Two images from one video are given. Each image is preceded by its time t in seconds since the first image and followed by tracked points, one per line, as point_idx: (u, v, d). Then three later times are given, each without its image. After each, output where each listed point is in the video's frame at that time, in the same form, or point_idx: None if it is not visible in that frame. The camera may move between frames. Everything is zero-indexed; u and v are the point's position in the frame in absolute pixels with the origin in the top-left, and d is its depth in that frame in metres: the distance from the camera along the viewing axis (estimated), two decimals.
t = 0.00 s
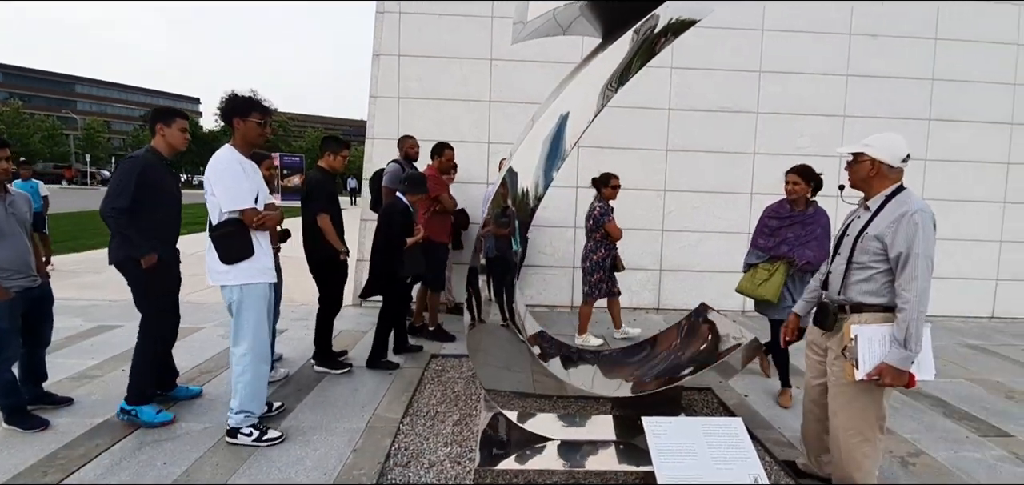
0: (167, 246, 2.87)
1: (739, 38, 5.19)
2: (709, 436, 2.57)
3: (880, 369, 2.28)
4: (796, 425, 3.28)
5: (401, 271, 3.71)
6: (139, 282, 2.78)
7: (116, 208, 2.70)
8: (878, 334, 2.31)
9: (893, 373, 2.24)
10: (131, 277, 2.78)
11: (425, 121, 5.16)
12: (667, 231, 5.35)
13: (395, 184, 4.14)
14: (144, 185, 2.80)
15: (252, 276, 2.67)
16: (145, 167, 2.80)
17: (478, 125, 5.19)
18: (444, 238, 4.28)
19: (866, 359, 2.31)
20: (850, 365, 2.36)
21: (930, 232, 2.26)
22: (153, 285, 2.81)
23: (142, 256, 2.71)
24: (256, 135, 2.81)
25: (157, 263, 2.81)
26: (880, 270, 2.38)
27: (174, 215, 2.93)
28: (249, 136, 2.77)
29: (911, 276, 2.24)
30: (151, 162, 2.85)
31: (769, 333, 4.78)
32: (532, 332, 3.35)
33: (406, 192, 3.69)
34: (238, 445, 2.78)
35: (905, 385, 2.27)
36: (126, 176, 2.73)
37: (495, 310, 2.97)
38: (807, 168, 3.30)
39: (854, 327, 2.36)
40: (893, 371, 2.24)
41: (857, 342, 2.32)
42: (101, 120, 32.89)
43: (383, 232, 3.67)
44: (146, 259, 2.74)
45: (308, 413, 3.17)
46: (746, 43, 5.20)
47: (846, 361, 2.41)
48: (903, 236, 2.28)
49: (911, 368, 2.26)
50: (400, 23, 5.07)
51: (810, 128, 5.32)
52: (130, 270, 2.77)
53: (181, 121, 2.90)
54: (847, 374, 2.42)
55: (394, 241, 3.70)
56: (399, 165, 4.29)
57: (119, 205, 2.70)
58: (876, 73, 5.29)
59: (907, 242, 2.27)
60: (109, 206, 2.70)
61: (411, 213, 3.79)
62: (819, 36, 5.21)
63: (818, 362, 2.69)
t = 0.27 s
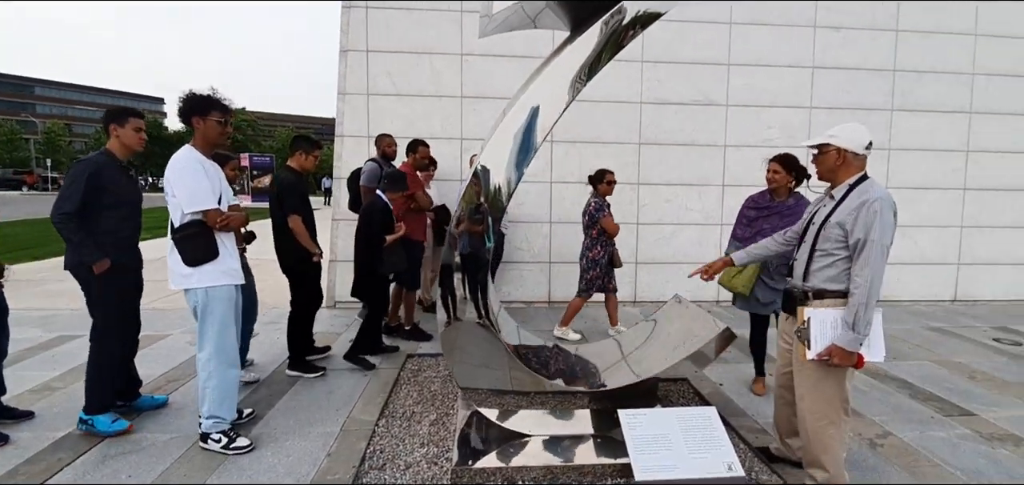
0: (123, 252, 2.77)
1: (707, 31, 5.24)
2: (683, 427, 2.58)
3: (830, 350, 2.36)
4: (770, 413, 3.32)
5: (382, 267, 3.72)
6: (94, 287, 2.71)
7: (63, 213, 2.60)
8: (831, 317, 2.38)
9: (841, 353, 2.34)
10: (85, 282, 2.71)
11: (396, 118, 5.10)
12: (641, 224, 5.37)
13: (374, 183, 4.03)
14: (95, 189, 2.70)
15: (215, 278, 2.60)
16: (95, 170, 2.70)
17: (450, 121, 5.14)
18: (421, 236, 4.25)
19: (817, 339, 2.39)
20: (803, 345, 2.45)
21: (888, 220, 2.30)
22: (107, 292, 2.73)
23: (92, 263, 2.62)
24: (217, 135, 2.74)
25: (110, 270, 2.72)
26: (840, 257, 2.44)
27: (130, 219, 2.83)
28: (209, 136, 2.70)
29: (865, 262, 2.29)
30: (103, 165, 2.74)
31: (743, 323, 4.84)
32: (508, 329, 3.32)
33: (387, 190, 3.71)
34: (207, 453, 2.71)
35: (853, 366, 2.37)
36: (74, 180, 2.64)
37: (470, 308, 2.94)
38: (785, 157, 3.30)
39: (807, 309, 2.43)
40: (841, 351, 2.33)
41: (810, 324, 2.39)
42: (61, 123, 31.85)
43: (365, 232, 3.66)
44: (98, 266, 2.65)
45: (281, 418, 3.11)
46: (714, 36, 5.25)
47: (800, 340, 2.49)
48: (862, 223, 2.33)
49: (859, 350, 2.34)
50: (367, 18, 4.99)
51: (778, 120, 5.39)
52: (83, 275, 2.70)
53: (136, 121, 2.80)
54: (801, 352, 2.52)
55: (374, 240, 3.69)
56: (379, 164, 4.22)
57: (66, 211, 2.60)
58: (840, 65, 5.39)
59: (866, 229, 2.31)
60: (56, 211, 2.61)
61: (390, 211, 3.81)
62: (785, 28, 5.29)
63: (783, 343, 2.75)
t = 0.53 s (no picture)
0: (106, 274, 2.75)
1: (688, 21, 5.25)
2: (683, 419, 2.57)
3: (813, 327, 2.40)
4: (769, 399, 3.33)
5: (381, 272, 3.80)
6: (79, 310, 2.68)
7: (41, 240, 2.58)
8: (814, 295, 2.43)
9: (823, 330, 2.36)
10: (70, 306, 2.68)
11: (381, 123, 5.07)
12: (632, 217, 5.37)
13: (366, 189, 4.04)
14: (72, 213, 2.68)
15: (207, 293, 2.56)
16: (70, 194, 2.67)
17: (435, 124, 5.12)
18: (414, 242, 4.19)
19: (800, 315, 2.45)
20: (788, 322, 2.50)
21: (875, 201, 2.30)
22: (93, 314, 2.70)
23: (76, 288, 2.60)
24: (200, 150, 2.70)
25: (94, 293, 2.69)
26: (829, 238, 2.45)
27: (111, 240, 2.80)
28: (192, 152, 2.66)
29: (848, 241, 2.30)
30: (78, 188, 2.71)
31: (738, 310, 4.85)
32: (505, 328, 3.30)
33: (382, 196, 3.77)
34: (205, 472, 2.69)
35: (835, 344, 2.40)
36: (50, 206, 2.62)
37: (465, 311, 2.92)
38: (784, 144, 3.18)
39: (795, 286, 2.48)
40: (823, 329, 2.36)
41: (795, 301, 2.45)
42: (47, 146, 31.61)
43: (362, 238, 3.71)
44: (82, 290, 2.63)
45: (278, 432, 3.08)
46: (695, 25, 5.26)
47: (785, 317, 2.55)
48: (849, 204, 2.34)
49: (841, 328, 2.35)
50: (346, 25, 4.97)
51: (762, 106, 5.40)
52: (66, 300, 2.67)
53: (105, 137, 2.75)
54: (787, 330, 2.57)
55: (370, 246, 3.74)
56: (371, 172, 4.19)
57: (44, 238, 2.58)
58: (821, 48, 5.41)
59: (852, 210, 2.32)
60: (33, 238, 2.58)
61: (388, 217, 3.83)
62: (764, 14, 5.31)
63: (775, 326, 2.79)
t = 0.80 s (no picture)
0: (88, 290, 2.71)
1: (673, 13, 5.24)
2: (682, 411, 2.57)
3: (809, 316, 2.38)
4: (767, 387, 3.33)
5: (390, 276, 3.77)
6: (62, 329, 2.64)
7: (17, 261, 2.55)
8: (808, 284, 2.41)
9: (819, 318, 2.34)
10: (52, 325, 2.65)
11: (369, 125, 5.03)
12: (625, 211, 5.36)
13: (362, 191, 4.20)
14: (48, 230, 2.64)
15: (203, 304, 2.58)
16: (45, 211, 2.63)
17: (423, 125, 5.09)
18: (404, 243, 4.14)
19: (799, 305, 2.41)
20: (784, 312, 2.47)
21: (855, 186, 2.31)
22: (76, 332, 2.66)
23: (55, 308, 2.57)
24: (187, 160, 2.66)
25: (76, 311, 2.66)
26: (812, 225, 2.46)
27: (91, 254, 2.76)
28: (180, 162, 2.62)
29: (832, 228, 2.31)
30: (53, 203, 2.67)
31: (733, 300, 4.85)
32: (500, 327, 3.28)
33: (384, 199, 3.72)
34: None
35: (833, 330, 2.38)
36: (25, 225, 2.59)
37: (460, 311, 2.91)
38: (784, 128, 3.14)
39: (787, 277, 2.45)
40: (820, 317, 2.34)
41: (790, 293, 2.42)
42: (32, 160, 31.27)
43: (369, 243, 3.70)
44: (63, 309, 2.59)
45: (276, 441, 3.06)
46: (680, 17, 5.26)
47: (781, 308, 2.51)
48: (830, 190, 2.34)
49: (837, 315, 2.34)
50: (330, 27, 4.93)
51: (750, 96, 5.41)
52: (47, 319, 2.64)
53: (76, 148, 2.69)
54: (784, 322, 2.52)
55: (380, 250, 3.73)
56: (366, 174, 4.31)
57: (20, 258, 2.55)
58: (806, 36, 5.42)
59: (833, 196, 2.33)
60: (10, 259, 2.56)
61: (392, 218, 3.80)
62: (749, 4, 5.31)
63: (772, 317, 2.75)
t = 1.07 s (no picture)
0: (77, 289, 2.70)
1: (672, 11, 5.24)
2: (681, 410, 2.57)
3: (809, 313, 2.36)
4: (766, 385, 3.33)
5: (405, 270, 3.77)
6: (51, 328, 2.61)
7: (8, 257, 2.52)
8: (806, 282, 2.39)
9: (820, 314, 2.32)
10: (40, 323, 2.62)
11: (367, 122, 5.02)
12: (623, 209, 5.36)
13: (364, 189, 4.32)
14: (40, 226, 2.62)
15: (218, 302, 2.65)
16: (38, 206, 2.61)
17: (421, 122, 5.07)
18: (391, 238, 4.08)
19: (799, 303, 2.38)
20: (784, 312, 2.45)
21: (840, 183, 2.32)
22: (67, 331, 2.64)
23: (46, 307, 2.55)
24: (199, 157, 2.69)
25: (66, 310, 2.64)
26: (802, 222, 2.47)
27: (83, 251, 2.74)
28: (191, 159, 2.64)
29: (821, 225, 2.32)
30: (45, 199, 2.64)
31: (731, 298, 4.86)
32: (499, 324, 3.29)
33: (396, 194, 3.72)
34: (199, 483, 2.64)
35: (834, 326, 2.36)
36: (16, 220, 2.55)
37: (458, 309, 2.91)
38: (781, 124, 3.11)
39: (785, 276, 2.44)
40: (820, 313, 2.32)
41: (790, 292, 2.40)
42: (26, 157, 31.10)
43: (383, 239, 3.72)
44: (53, 308, 2.57)
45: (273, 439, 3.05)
46: (679, 15, 5.25)
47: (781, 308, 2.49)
48: (815, 188, 2.36)
49: (837, 310, 2.32)
50: (328, 24, 4.90)
51: (748, 94, 5.41)
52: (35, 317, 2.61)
53: (69, 143, 2.68)
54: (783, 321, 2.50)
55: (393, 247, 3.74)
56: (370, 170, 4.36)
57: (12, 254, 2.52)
58: (805, 34, 5.42)
59: (818, 193, 2.34)
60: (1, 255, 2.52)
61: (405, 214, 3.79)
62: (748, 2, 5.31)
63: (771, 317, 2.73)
